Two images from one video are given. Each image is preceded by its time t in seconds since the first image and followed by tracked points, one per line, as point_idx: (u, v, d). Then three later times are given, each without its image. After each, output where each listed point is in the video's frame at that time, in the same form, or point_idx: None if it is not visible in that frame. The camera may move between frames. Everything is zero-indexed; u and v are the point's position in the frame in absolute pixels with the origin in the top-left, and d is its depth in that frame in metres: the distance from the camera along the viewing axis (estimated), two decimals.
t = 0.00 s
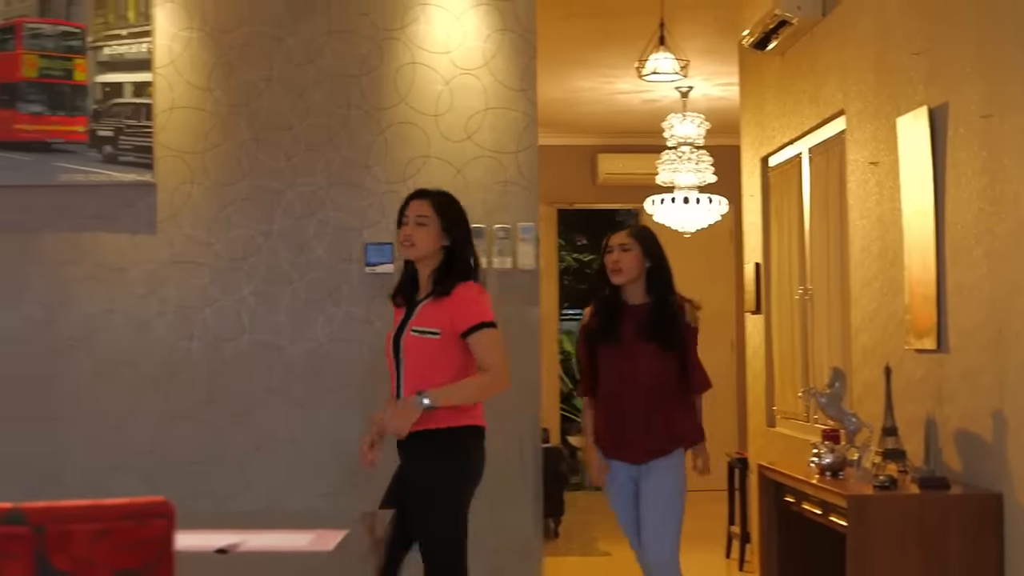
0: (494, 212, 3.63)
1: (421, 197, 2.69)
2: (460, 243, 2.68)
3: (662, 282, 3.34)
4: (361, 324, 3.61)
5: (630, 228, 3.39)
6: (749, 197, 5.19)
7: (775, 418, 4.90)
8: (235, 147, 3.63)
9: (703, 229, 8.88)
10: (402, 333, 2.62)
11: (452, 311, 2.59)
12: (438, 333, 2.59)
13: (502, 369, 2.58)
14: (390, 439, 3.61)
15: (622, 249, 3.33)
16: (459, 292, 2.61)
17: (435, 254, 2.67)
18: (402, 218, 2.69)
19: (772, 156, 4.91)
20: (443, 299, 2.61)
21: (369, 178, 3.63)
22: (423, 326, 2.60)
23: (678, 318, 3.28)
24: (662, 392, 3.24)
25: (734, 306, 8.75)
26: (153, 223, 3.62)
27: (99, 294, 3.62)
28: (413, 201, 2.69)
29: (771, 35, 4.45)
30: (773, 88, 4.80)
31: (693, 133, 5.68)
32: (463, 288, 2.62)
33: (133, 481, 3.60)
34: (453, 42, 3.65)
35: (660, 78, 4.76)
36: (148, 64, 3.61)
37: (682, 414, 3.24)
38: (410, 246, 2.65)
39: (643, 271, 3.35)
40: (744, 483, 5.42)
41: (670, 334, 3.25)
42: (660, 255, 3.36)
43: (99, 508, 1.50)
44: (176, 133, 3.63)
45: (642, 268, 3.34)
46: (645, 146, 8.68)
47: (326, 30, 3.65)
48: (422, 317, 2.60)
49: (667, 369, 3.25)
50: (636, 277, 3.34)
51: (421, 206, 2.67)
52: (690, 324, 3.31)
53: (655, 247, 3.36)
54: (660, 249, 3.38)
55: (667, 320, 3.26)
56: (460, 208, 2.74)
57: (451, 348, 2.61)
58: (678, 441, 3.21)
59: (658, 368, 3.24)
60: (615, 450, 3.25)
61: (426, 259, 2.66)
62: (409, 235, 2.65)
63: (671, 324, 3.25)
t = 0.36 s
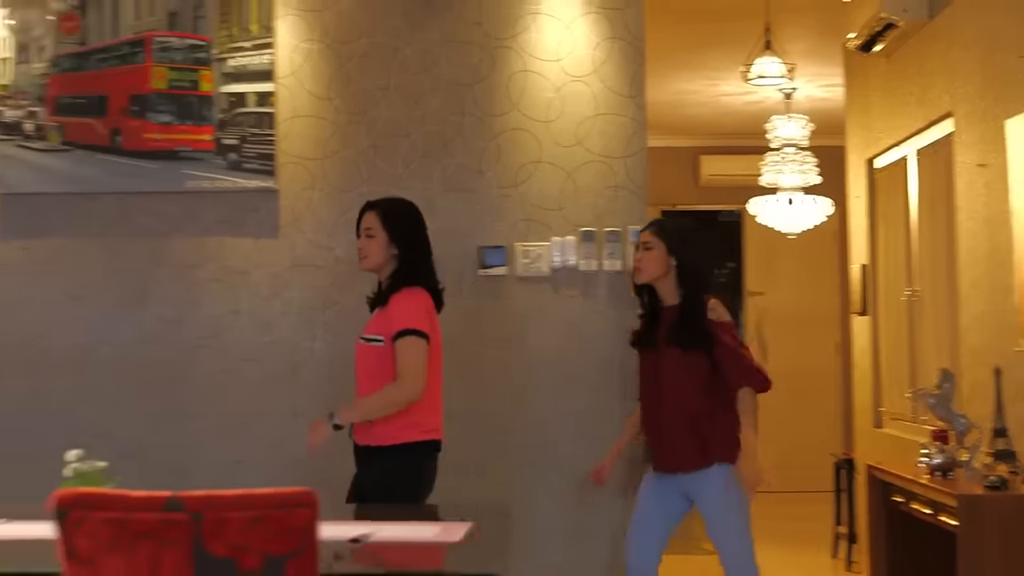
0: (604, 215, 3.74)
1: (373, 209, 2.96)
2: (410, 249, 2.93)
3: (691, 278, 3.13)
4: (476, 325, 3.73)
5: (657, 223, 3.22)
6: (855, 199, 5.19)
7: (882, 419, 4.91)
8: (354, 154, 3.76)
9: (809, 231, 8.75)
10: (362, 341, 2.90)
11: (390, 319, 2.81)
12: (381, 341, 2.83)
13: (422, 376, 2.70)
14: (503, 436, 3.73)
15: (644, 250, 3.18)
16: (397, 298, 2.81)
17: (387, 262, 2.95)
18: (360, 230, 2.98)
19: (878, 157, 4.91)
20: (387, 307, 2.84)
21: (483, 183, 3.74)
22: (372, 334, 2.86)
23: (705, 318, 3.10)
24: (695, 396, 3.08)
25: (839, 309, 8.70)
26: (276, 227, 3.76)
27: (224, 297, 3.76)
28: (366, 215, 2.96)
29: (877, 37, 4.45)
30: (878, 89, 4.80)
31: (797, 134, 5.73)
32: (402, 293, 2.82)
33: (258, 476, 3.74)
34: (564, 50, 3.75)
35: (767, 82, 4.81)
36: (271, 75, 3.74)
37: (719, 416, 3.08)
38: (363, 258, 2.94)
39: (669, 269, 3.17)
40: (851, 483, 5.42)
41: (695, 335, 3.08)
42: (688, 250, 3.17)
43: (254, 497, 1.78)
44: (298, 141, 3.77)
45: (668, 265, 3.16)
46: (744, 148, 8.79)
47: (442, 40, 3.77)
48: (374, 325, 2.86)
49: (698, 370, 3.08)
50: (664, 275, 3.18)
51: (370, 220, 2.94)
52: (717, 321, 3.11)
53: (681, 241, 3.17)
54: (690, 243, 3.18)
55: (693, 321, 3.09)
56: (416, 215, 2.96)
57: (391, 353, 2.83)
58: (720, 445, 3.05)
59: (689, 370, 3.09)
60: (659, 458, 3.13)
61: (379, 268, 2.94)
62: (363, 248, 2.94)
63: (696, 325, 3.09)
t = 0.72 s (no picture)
0: (732, 219, 3.85)
1: (360, 213, 3.01)
2: (397, 255, 2.96)
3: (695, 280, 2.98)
4: (605, 326, 3.87)
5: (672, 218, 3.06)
6: (984, 202, 5.16)
7: (1010, 423, 4.87)
8: (487, 161, 3.90)
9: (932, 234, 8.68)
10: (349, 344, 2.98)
11: (377, 325, 2.89)
12: (368, 345, 2.92)
13: (416, 382, 2.81)
14: (631, 434, 3.86)
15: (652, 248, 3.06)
16: (385, 304, 2.88)
17: (376, 266, 3.00)
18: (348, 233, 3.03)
19: (1007, 160, 4.87)
20: (376, 313, 2.90)
21: (613, 188, 3.88)
22: (360, 338, 2.94)
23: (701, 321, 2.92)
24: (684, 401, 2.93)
25: (965, 311, 8.58)
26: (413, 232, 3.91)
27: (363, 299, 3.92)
28: (354, 219, 3.02)
29: (1007, 39, 4.43)
30: (1007, 92, 4.76)
31: (922, 136, 5.72)
32: (390, 297, 2.90)
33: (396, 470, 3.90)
34: (692, 57, 3.86)
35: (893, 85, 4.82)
36: (408, 86, 3.87)
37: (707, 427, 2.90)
38: (352, 262, 3.00)
39: (673, 269, 3.02)
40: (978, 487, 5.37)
41: (686, 338, 2.93)
42: (693, 247, 2.98)
43: (414, 489, 1.96)
44: (434, 149, 3.91)
45: (673, 266, 3.01)
46: (871, 150, 8.76)
47: (574, 50, 3.88)
48: (361, 328, 2.95)
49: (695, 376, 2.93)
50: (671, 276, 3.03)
51: (359, 224, 2.99)
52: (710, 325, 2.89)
53: (683, 239, 2.99)
54: (697, 239, 2.99)
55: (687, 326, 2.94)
56: (402, 219, 3.01)
57: (382, 357, 2.92)
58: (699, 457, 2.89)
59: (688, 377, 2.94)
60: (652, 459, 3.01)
61: (367, 272, 3.00)
62: (351, 254, 3.00)
63: (689, 328, 2.93)
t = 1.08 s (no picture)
0: (868, 224, 3.89)
1: (360, 215, 3.29)
2: (395, 254, 3.26)
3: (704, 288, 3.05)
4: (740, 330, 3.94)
5: (692, 224, 3.14)
6: None
7: None
8: (624, 168, 3.99)
9: None
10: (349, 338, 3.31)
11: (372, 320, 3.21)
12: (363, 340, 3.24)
13: (400, 373, 3.13)
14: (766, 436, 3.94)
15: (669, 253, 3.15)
16: (379, 299, 3.19)
17: (376, 264, 3.29)
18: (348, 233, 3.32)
19: None
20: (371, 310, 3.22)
21: (748, 194, 3.94)
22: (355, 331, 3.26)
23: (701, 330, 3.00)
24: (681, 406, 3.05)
25: None
26: (551, 237, 4.02)
27: (504, 303, 4.04)
28: (356, 219, 3.29)
29: None
30: None
31: None
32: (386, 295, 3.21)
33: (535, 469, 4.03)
34: (827, 63, 3.90)
35: None
36: (546, 94, 3.98)
37: (701, 434, 3.02)
38: (353, 261, 3.29)
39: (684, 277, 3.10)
40: None
41: (685, 345, 3.01)
42: (705, 256, 3.07)
43: (576, 485, 2.04)
44: (571, 156, 4.01)
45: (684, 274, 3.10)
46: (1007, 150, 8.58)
47: (710, 58, 3.96)
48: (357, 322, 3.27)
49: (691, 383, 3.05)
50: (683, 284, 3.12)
51: (360, 226, 3.27)
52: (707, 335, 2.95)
53: (696, 248, 3.08)
54: (709, 248, 3.07)
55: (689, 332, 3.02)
56: (402, 222, 3.30)
57: (375, 351, 3.25)
58: (688, 464, 3.00)
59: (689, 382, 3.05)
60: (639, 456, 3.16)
61: (366, 271, 3.29)
62: (351, 252, 3.29)
63: (689, 335, 3.01)
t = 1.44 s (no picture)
0: (991, 226, 3.90)
1: (370, 226, 3.34)
2: (400, 267, 3.31)
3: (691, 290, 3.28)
4: (860, 332, 3.98)
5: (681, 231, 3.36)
6: None
7: None
8: (745, 172, 4.05)
9: None
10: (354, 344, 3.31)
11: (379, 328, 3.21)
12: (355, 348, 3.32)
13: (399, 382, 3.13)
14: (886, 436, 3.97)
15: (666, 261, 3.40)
16: (390, 309, 3.22)
17: (383, 275, 3.33)
18: (357, 245, 3.36)
19: None
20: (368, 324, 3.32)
21: (870, 197, 3.97)
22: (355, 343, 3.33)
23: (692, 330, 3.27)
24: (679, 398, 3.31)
25: None
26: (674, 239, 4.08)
27: (626, 304, 4.11)
28: (365, 231, 3.35)
29: None
30: None
31: None
32: (397, 307, 3.22)
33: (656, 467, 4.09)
34: (951, 66, 3.93)
35: None
36: (669, 100, 4.06)
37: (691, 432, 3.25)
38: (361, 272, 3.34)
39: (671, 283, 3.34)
40: None
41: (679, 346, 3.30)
42: (693, 261, 3.29)
43: (715, 483, 2.21)
44: (693, 160, 4.08)
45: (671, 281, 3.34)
46: None
47: (831, 62, 3.99)
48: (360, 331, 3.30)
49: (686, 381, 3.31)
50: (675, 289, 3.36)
51: (367, 238, 3.32)
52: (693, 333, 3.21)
53: (683, 254, 3.30)
54: (697, 253, 3.29)
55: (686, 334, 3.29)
56: (407, 235, 3.34)
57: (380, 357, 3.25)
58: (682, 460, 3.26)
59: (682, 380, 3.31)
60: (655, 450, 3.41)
61: (376, 282, 3.34)
62: (359, 263, 3.34)
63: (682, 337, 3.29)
